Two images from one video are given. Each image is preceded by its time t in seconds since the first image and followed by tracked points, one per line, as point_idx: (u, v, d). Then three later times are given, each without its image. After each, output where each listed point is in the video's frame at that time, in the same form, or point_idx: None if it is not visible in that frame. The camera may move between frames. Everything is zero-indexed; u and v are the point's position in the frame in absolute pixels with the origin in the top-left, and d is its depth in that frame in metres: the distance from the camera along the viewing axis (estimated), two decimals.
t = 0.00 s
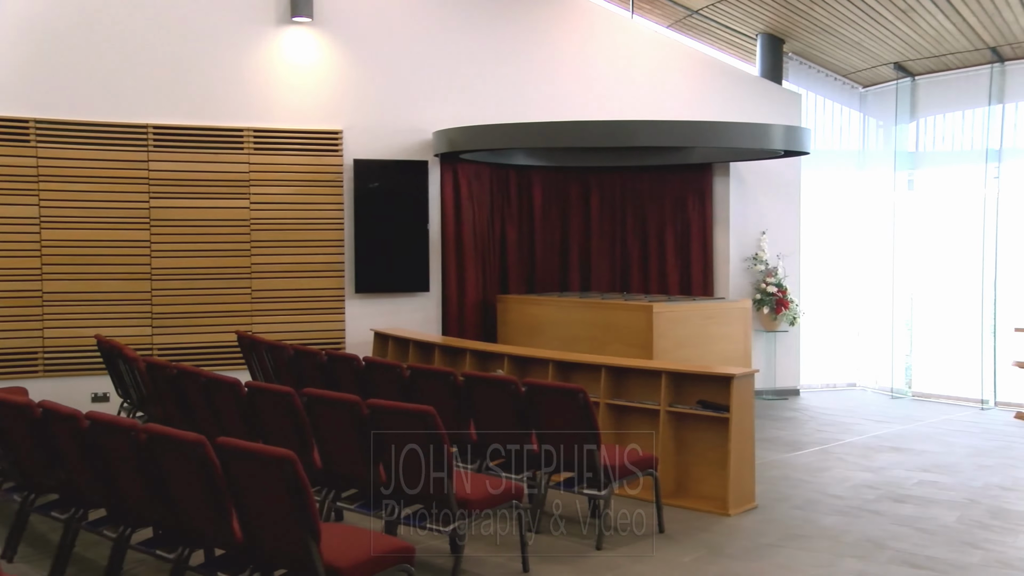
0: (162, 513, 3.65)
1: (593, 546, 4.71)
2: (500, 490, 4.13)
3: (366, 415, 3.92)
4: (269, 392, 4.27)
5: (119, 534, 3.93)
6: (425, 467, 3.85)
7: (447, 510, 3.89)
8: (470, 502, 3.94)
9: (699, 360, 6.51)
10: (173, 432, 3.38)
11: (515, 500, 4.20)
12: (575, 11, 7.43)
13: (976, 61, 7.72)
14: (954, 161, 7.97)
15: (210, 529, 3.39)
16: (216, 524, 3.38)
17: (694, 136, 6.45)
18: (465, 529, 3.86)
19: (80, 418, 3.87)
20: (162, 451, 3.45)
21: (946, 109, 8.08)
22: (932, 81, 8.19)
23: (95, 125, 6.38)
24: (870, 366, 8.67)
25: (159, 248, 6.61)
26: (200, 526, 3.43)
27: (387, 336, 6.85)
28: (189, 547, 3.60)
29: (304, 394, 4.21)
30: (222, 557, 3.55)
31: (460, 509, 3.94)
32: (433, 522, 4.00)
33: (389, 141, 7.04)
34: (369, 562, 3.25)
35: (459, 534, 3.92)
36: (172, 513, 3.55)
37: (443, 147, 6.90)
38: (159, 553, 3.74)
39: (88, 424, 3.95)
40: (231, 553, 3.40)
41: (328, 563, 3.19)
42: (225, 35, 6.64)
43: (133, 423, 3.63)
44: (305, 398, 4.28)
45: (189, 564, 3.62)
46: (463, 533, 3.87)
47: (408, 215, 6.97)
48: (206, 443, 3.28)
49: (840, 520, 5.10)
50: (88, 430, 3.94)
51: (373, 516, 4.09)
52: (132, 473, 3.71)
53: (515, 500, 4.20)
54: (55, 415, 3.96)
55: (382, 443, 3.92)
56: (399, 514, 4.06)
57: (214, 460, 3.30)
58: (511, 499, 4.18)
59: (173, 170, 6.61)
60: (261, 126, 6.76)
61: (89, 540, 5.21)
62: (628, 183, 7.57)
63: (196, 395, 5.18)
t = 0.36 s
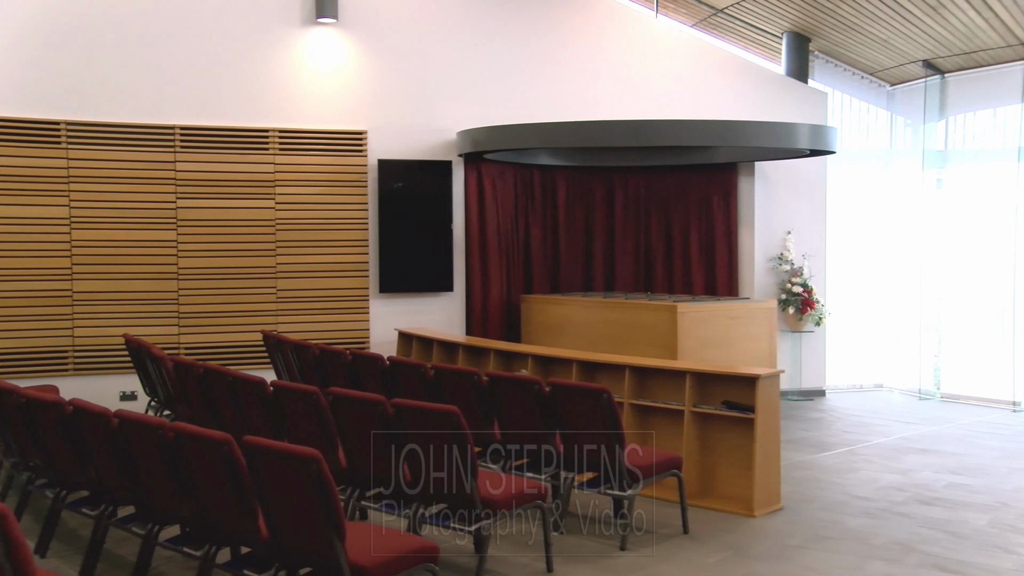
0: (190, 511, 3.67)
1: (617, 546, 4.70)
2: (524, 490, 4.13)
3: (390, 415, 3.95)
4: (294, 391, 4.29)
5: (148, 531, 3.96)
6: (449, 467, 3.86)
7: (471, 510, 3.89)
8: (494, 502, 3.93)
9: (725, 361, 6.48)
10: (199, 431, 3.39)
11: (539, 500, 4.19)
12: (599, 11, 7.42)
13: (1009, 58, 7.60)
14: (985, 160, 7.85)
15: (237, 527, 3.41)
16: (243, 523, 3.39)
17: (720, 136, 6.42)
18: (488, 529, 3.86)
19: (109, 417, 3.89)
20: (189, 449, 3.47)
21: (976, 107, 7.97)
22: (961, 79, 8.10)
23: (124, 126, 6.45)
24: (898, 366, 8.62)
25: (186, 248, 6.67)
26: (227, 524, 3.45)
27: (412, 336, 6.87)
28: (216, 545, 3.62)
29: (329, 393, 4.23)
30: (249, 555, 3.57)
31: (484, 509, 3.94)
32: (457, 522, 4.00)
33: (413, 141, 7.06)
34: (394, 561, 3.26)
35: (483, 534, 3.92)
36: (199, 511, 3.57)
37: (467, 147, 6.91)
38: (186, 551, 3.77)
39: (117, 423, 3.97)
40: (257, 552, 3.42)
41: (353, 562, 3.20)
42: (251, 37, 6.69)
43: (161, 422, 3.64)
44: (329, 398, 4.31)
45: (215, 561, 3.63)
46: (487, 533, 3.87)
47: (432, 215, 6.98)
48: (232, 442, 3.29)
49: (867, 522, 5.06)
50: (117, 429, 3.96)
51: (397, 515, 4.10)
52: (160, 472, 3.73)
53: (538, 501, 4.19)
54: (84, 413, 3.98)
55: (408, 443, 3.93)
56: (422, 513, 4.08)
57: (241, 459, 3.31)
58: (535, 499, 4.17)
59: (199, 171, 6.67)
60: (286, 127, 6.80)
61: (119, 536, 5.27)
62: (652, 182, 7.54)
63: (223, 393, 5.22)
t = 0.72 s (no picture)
0: (226, 508, 3.71)
1: (650, 547, 4.67)
2: (556, 489, 4.12)
3: (422, 413, 3.99)
4: (328, 390, 4.31)
5: (186, 528, 4.02)
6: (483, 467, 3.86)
7: (506, 510, 3.89)
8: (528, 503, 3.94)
9: (760, 362, 6.43)
10: (236, 429, 3.41)
11: (571, 500, 4.19)
12: (632, 10, 7.39)
13: None
14: None
15: (273, 525, 3.44)
16: (278, 520, 3.42)
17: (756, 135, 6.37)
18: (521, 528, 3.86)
19: (148, 415, 3.94)
20: (226, 447, 3.49)
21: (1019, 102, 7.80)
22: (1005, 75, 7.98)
23: (162, 128, 6.54)
24: (938, 369, 8.49)
25: (222, 248, 6.73)
26: (263, 521, 3.48)
27: (445, 336, 6.89)
28: (251, 542, 3.66)
29: (363, 392, 4.25)
30: (284, 552, 3.60)
31: (517, 509, 3.95)
32: (490, 522, 4.01)
33: (447, 141, 7.08)
34: (428, 560, 3.26)
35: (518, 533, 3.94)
36: (235, 508, 3.61)
37: (500, 147, 6.91)
38: (223, 548, 3.81)
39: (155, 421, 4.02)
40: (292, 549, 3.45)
41: (385, 560, 3.20)
42: (286, 38, 6.74)
43: (198, 421, 3.67)
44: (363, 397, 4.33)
45: (251, 558, 3.68)
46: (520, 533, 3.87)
47: (464, 215, 6.99)
48: (267, 441, 3.30)
49: (906, 526, 5.00)
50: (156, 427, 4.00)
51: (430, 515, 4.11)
52: (198, 470, 3.77)
53: (571, 500, 4.19)
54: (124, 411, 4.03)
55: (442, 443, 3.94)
56: (455, 513, 4.10)
57: (276, 457, 3.33)
58: (568, 499, 4.17)
59: (235, 172, 6.73)
60: (320, 128, 6.84)
61: (159, 533, 5.33)
62: (687, 182, 7.51)
63: (259, 391, 5.27)
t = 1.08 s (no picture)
0: (260, 506, 3.73)
1: (681, 549, 4.64)
2: (587, 490, 4.11)
3: (453, 413, 3.98)
4: (359, 389, 4.30)
5: (219, 526, 4.05)
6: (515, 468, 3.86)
7: (536, 510, 3.91)
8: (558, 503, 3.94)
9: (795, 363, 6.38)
10: (268, 428, 3.40)
11: (602, 501, 4.18)
12: (663, 8, 7.36)
13: None
14: None
15: (305, 523, 3.44)
16: (310, 520, 3.42)
17: (789, 134, 6.32)
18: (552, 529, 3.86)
19: (183, 414, 3.96)
20: (258, 447, 3.50)
21: None
22: None
23: (195, 129, 6.61)
24: (976, 371, 8.37)
25: (254, 248, 6.78)
26: (295, 520, 3.49)
27: (476, 335, 6.91)
28: (284, 540, 3.67)
29: (394, 391, 4.25)
30: (317, 551, 3.61)
31: (548, 509, 3.95)
32: (522, 522, 4.01)
33: (477, 141, 7.08)
34: (457, 560, 3.26)
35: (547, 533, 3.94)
36: (268, 507, 3.62)
37: (531, 147, 6.91)
38: (257, 545, 3.83)
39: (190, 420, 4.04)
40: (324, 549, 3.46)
41: (416, 559, 3.21)
42: (318, 39, 6.77)
43: (232, 420, 3.67)
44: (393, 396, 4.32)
45: (284, 556, 3.70)
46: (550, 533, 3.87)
47: (493, 215, 6.99)
48: (298, 440, 3.29)
49: (943, 529, 4.93)
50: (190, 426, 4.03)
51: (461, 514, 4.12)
52: (232, 468, 3.79)
53: (602, 501, 4.18)
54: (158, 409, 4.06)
55: (474, 443, 3.93)
56: (486, 513, 4.11)
57: (308, 457, 3.33)
58: (598, 499, 4.16)
59: (267, 172, 6.77)
60: (352, 129, 6.87)
61: (193, 530, 5.38)
62: (720, 181, 7.46)
63: (293, 390, 5.31)
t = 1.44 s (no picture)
0: (287, 504, 3.73)
1: (707, 550, 4.62)
2: (612, 489, 4.11)
3: (479, 413, 3.99)
4: (386, 389, 4.32)
5: (247, 524, 4.07)
6: (543, 467, 3.87)
7: (561, 510, 3.91)
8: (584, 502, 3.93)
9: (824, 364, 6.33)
10: (295, 425, 3.40)
11: (627, 501, 4.17)
12: (691, 7, 7.33)
13: None
14: None
15: (332, 521, 3.44)
16: (337, 517, 3.42)
17: (817, 133, 6.27)
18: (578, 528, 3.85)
19: (211, 411, 3.97)
20: (285, 446, 3.50)
21: None
22: None
23: (223, 130, 6.66)
24: (1008, 371, 8.29)
25: (281, 247, 6.82)
26: (322, 517, 3.50)
27: (501, 335, 6.92)
28: (310, 538, 3.68)
29: (419, 390, 4.26)
30: (343, 549, 3.62)
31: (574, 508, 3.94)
32: (548, 521, 4.01)
33: (503, 141, 7.09)
34: (479, 560, 3.26)
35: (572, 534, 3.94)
36: (295, 505, 3.62)
37: (557, 147, 6.91)
38: (284, 542, 3.85)
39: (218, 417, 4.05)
40: (349, 547, 3.45)
41: (441, 558, 3.21)
42: (345, 39, 6.80)
43: (259, 417, 3.67)
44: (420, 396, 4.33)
45: (310, 554, 3.70)
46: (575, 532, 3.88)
47: (518, 214, 6.99)
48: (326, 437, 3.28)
49: (974, 533, 4.87)
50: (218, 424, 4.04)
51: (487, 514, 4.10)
52: (259, 466, 3.81)
53: (627, 501, 4.17)
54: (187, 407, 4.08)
55: (502, 442, 3.94)
56: (512, 512, 4.10)
57: (335, 456, 3.33)
58: (624, 499, 4.15)
59: (294, 172, 6.81)
60: (378, 129, 6.89)
61: (220, 527, 5.42)
62: (747, 180, 7.41)
63: (320, 388, 5.33)
